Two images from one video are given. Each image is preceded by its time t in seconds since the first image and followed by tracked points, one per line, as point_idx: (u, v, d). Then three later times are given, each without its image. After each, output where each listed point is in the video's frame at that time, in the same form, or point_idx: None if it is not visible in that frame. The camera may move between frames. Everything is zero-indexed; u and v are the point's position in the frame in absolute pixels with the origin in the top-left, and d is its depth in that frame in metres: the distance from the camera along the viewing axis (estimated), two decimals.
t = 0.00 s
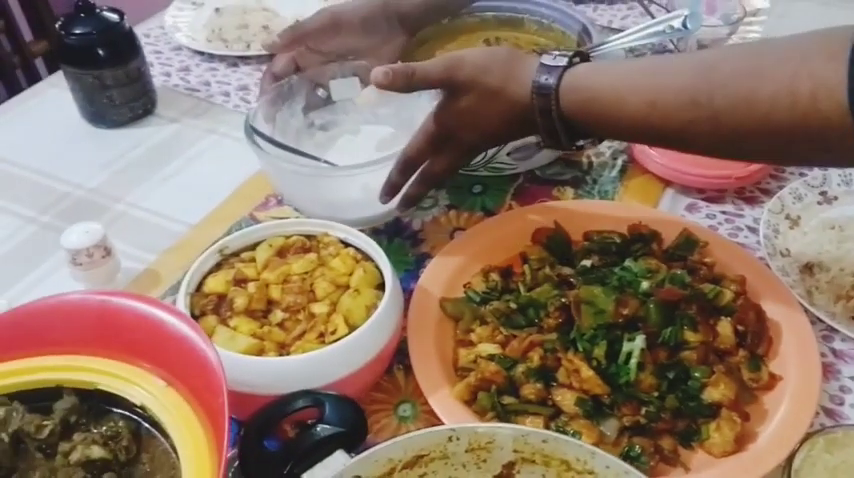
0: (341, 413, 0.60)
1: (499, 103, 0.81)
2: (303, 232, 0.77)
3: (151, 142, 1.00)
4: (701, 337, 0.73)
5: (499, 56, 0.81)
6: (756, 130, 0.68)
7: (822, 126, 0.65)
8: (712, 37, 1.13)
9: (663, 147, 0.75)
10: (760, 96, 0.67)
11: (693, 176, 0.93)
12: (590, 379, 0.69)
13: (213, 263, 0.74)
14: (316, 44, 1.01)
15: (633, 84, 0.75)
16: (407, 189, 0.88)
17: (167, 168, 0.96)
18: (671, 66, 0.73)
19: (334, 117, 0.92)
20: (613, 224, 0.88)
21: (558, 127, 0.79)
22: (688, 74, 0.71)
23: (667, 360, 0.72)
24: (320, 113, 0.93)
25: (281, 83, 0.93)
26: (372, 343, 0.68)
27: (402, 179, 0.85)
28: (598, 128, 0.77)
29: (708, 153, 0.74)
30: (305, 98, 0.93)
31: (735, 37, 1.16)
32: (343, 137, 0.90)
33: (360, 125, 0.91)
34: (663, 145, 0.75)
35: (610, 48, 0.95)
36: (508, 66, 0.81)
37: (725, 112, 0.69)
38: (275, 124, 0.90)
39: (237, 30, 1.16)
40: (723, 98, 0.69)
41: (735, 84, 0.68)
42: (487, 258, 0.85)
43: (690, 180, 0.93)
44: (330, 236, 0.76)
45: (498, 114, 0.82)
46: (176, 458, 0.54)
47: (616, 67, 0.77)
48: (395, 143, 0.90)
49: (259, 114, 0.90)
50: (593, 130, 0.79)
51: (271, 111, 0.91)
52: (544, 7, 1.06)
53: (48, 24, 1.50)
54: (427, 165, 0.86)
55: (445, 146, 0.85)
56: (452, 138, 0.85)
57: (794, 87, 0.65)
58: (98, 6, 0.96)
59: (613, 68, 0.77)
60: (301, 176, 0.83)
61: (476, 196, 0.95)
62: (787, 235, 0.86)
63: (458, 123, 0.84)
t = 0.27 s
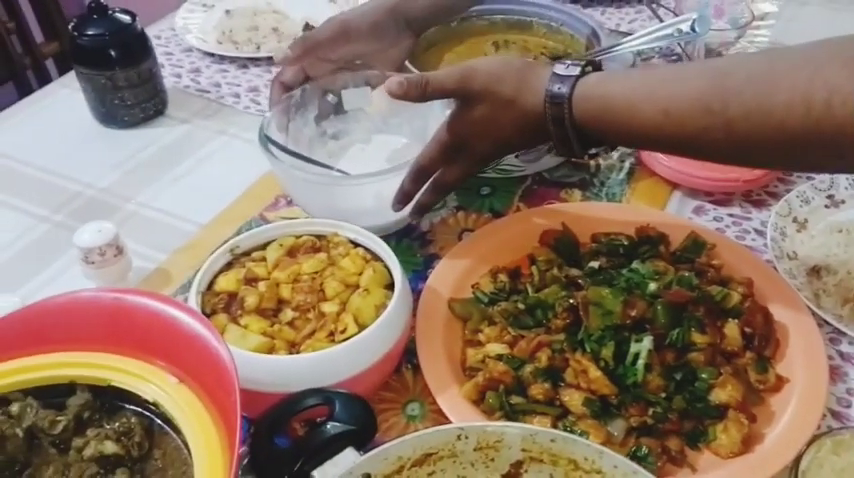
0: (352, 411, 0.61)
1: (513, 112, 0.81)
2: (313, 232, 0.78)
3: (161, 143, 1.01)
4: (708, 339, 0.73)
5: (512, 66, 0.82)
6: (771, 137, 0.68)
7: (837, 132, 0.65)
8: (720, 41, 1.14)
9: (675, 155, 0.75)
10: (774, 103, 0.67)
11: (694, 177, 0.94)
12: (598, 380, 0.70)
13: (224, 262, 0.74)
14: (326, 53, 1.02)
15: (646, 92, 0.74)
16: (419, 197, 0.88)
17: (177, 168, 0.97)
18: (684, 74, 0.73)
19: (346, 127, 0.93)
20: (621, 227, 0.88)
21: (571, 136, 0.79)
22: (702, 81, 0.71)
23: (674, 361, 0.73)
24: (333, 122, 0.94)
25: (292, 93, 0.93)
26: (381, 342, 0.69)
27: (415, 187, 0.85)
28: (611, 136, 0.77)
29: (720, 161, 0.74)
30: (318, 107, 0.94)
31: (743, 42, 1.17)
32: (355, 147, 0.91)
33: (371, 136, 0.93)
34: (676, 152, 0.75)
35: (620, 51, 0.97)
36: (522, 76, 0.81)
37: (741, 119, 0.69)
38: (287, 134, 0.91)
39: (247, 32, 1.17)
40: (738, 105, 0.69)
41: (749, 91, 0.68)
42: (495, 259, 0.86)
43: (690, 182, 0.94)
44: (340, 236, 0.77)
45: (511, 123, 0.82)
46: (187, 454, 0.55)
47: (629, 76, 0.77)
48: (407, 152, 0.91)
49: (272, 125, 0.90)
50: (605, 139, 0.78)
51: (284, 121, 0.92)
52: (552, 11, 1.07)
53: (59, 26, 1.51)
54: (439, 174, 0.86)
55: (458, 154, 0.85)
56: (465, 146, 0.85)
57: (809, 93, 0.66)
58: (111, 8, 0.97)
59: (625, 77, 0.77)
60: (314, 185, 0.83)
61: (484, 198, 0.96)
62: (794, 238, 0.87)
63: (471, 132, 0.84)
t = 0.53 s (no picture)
0: (357, 411, 0.61)
1: (516, 123, 0.81)
2: (318, 233, 0.78)
3: (168, 144, 1.01)
4: (711, 341, 0.73)
5: (516, 77, 0.81)
6: (772, 146, 0.68)
7: (838, 141, 0.64)
8: (724, 44, 1.14)
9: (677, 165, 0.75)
10: (774, 111, 0.67)
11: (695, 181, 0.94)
12: (601, 381, 0.70)
13: (230, 263, 0.75)
14: (330, 62, 1.01)
15: (646, 103, 0.74)
16: (422, 206, 0.88)
17: (183, 169, 0.97)
18: (684, 83, 0.72)
19: (350, 136, 0.94)
20: (625, 229, 0.89)
21: (573, 147, 0.79)
22: (702, 91, 0.70)
23: (677, 363, 0.73)
24: (336, 131, 0.94)
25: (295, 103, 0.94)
26: (386, 343, 0.69)
27: (419, 195, 0.85)
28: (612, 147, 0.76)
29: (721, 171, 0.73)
30: (322, 115, 0.94)
31: (747, 45, 1.17)
32: (358, 156, 0.92)
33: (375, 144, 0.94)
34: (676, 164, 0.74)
35: (625, 54, 0.97)
36: (525, 85, 0.81)
37: (741, 129, 0.68)
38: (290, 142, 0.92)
39: (253, 34, 1.18)
40: (738, 115, 0.68)
41: (749, 101, 0.68)
42: (499, 261, 0.86)
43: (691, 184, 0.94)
44: (345, 237, 0.77)
45: (514, 133, 0.82)
46: (194, 453, 0.55)
47: (629, 87, 0.76)
48: (410, 160, 0.91)
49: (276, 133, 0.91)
50: (606, 149, 0.78)
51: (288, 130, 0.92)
52: (556, 14, 1.08)
53: (66, 28, 1.52)
54: (443, 183, 0.87)
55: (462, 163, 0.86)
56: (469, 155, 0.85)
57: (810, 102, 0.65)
58: (118, 11, 0.98)
59: (625, 88, 0.76)
60: (319, 191, 0.84)
61: (489, 200, 0.97)
62: (797, 242, 0.87)
63: (475, 141, 0.84)
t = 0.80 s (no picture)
0: (358, 411, 0.61)
1: (516, 127, 0.81)
2: (320, 234, 0.78)
3: (171, 146, 1.02)
4: (712, 342, 0.74)
5: (516, 82, 0.82)
6: (772, 147, 0.68)
7: (839, 141, 0.65)
8: (725, 46, 1.15)
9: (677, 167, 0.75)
10: (776, 111, 0.67)
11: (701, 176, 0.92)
12: (602, 382, 0.70)
13: (233, 264, 0.75)
14: (334, 66, 1.00)
15: (646, 106, 0.74)
16: (421, 209, 0.88)
17: (186, 171, 0.98)
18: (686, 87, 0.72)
19: (353, 139, 0.95)
20: (626, 231, 0.89)
21: (574, 151, 0.79)
22: (703, 93, 0.71)
23: (678, 364, 0.73)
24: (340, 133, 0.95)
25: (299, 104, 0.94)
26: (388, 344, 0.69)
27: (419, 198, 0.85)
28: (612, 150, 0.76)
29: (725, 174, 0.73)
30: (325, 117, 0.95)
31: (749, 47, 1.17)
32: (360, 158, 0.92)
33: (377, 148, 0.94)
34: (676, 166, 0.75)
35: (627, 56, 0.97)
36: (526, 90, 0.81)
37: (742, 130, 0.68)
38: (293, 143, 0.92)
39: (255, 37, 1.18)
40: (739, 116, 0.69)
41: (750, 102, 0.68)
42: (501, 262, 0.86)
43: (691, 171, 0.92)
44: (348, 238, 0.78)
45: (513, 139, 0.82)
46: (196, 453, 0.56)
47: (630, 91, 0.76)
48: (412, 161, 0.92)
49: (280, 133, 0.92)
50: (607, 154, 0.78)
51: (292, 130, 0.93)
52: (558, 16, 1.08)
53: (69, 30, 1.53)
54: (443, 187, 0.87)
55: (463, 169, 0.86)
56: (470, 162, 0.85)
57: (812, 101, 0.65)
58: (121, 13, 0.98)
59: (626, 92, 0.76)
60: (321, 192, 0.84)
61: (490, 201, 0.97)
62: (798, 243, 0.87)
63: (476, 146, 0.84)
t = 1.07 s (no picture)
0: (357, 410, 0.62)
1: (519, 134, 0.81)
2: (319, 234, 0.79)
3: (171, 146, 1.02)
4: (710, 342, 0.74)
5: (518, 87, 0.82)
6: (777, 143, 0.67)
7: (845, 135, 0.64)
8: (725, 47, 1.15)
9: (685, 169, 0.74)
10: (779, 106, 0.66)
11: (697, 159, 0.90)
12: (600, 382, 0.70)
13: (232, 263, 0.75)
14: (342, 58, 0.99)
15: (650, 108, 0.74)
16: (422, 210, 0.88)
17: (186, 171, 0.98)
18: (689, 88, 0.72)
19: (355, 139, 0.95)
20: (625, 232, 0.89)
21: (577, 157, 0.79)
22: (704, 94, 0.71)
23: (677, 364, 0.73)
24: (341, 133, 0.95)
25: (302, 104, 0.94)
26: (387, 344, 0.69)
27: (420, 200, 0.85)
28: (617, 154, 0.76)
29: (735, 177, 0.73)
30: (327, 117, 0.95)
31: (748, 48, 1.18)
32: (362, 159, 0.92)
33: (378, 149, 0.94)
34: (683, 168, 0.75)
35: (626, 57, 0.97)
36: (528, 95, 0.81)
37: (746, 128, 0.68)
38: (295, 144, 0.92)
39: (256, 38, 1.19)
40: (744, 114, 0.68)
41: (755, 100, 0.68)
42: (501, 262, 0.87)
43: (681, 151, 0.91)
44: (347, 239, 0.78)
45: (513, 144, 0.82)
46: (195, 453, 0.56)
47: (635, 93, 0.76)
48: (414, 161, 0.92)
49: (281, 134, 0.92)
50: (610, 160, 0.78)
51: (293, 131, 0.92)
52: (558, 17, 1.08)
53: (69, 31, 1.53)
54: (445, 190, 0.87)
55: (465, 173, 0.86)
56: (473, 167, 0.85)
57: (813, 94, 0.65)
58: (122, 13, 0.99)
59: (631, 95, 0.76)
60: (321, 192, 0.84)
61: (490, 202, 0.97)
62: (797, 243, 0.87)
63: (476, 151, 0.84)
